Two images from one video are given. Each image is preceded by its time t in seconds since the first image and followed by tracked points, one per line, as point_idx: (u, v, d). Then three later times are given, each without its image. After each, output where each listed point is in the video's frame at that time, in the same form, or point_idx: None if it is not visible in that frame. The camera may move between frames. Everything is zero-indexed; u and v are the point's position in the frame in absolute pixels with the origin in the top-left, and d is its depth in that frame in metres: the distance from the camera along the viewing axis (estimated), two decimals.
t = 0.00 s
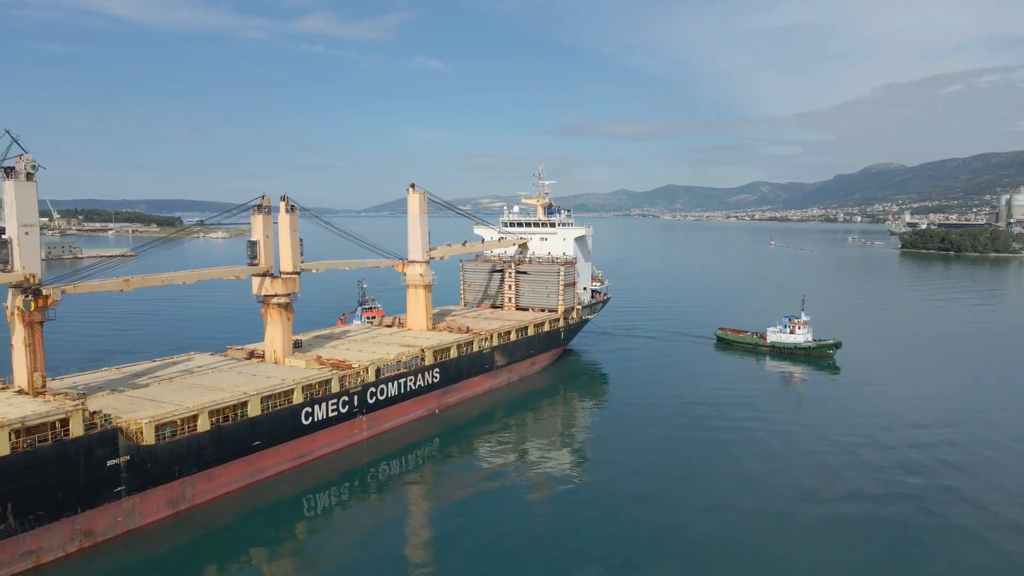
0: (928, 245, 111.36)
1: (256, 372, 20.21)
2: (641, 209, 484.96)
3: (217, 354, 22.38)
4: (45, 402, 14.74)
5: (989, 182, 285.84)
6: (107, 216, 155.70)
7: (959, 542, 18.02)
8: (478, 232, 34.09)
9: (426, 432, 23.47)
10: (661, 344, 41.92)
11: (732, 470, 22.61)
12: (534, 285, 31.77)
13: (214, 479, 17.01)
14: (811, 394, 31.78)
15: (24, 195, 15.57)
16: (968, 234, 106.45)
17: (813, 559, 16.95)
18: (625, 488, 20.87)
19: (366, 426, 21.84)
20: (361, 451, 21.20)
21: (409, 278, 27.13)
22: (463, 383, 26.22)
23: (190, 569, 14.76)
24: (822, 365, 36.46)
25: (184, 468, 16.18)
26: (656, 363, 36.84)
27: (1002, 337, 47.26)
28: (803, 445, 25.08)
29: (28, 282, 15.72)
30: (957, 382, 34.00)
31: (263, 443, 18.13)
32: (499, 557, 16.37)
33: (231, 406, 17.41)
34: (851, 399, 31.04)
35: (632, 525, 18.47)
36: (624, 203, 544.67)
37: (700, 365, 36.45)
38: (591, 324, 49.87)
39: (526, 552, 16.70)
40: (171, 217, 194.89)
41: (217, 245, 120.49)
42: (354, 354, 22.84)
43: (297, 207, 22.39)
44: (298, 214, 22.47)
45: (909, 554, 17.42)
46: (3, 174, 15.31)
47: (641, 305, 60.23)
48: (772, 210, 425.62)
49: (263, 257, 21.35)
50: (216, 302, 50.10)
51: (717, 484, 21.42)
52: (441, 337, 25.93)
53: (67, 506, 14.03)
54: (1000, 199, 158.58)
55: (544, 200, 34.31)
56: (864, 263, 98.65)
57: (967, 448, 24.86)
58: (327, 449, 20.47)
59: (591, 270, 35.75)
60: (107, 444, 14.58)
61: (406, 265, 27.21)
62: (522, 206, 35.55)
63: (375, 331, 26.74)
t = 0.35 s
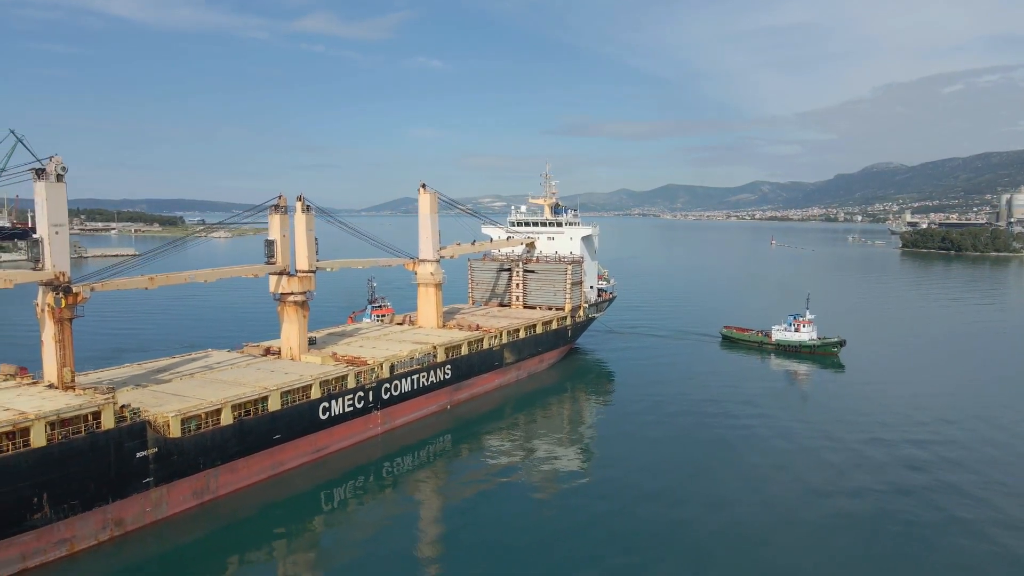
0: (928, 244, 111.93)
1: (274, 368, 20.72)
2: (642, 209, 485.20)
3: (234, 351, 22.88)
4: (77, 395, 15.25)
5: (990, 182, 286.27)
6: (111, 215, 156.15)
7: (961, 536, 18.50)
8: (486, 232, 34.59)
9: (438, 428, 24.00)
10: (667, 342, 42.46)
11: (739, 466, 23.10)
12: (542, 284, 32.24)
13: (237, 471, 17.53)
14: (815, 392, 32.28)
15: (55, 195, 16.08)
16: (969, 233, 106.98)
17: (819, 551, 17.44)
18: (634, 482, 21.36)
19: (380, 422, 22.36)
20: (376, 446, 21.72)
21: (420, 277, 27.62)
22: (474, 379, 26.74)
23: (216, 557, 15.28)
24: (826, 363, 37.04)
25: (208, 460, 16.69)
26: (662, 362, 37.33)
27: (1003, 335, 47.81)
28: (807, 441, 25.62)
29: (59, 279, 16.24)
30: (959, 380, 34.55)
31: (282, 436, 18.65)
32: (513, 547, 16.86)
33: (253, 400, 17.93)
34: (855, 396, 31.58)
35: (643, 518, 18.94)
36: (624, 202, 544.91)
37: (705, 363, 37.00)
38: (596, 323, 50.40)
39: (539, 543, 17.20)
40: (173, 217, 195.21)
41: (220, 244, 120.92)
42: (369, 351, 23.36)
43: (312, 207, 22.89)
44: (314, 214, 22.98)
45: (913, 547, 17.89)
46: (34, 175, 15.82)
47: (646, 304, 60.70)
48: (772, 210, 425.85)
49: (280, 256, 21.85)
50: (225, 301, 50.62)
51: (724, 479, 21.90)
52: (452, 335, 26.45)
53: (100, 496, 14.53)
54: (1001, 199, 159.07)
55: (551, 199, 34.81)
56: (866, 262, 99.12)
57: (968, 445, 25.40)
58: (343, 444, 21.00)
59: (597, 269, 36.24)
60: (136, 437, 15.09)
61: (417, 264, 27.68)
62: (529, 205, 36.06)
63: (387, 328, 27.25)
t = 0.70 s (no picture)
0: (928, 243, 112.33)
1: (291, 364, 21.21)
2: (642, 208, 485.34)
3: (251, 348, 23.35)
4: (106, 390, 15.73)
5: (990, 181, 286.66)
6: (113, 215, 156.57)
7: (964, 529, 19.00)
8: (494, 231, 35.10)
9: (450, 423, 24.50)
10: (672, 341, 42.99)
11: (746, 461, 23.56)
12: (549, 283, 32.71)
13: (258, 464, 18.03)
14: (820, 391, 32.74)
15: (83, 196, 16.53)
16: (969, 232, 107.51)
17: (825, 543, 17.90)
18: (644, 477, 21.86)
19: (394, 417, 22.88)
20: (390, 440, 22.24)
21: (431, 276, 28.10)
22: (484, 376, 27.25)
23: (239, 547, 15.77)
24: (831, 360, 37.61)
25: (232, 453, 17.19)
26: (668, 360, 37.79)
27: (1005, 334, 48.43)
28: (813, 438, 26.18)
29: (87, 277, 16.70)
30: (962, 378, 35.13)
31: (301, 430, 19.15)
32: (525, 538, 17.33)
33: (273, 395, 18.42)
34: (859, 394, 32.16)
35: (653, 511, 19.40)
36: (624, 202, 545.16)
37: (711, 362, 37.56)
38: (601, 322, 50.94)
39: (550, 534, 17.67)
40: (175, 217, 195.58)
41: (222, 244, 121.36)
42: (382, 347, 23.87)
43: (327, 207, 23.35)
44: (329, 214, 23.47)
45: (918, 540, 18.34)
46: (63, 177, 16.28)
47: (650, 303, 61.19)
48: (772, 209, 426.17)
49: (296, 255, 22.31)
50: (233, 298, 51.10)
51: (732, 475, 22.35)
52: (463, 332, 26.96)
53: (130, 487, 15.01)
54: (1001, 198, 159.44)
55: (558, 199, 35.32)
56: (866, 262, 99.62)
57: (972, 441, 25.97)
58: (359, 438, 21.52)
59: (603, 268, 36.72)
60: (164, 429, 15.58)
61: (427, 263, 28.16)
62: (536, 205, 36.58)
63: (398, 326, 27.76)
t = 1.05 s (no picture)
0: (929, 243, 112.66)
1: (309, 361, 21.69)
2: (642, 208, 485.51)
3: (267, 345, 23.84)
4: (134, 385, 16.23)
5: (990, 180, 287.06)
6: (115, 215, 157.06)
7: (968, 523, 19.54)
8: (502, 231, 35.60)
9: (462, 419, 25.00)
10: (678, 339, 43.53)
11: (752, 457, 24.03)
12: (557, 282, 33.18)
13: (279, 458, 18.53)
14: (825, 389, 33.22)
15: (110, 197, 17.01)
16: (970, 232, 108.03)
17: (830, 536, 18.38)
18: (654, 472, 22.37)
19: (408, 413, 23.36)
20: (405, 435, 22.73)
21: (442, 275, 28.56)
22: (495, 373, 27.74)
23: (261, 537, 16.24)
24: (836, 358, 38.17)
25: (254, 447, 17.70)
26: (674, 358, 38.30)
27: (1007, 332, 48.99)
28: (820, 435, 26.71)
29: (114, 276, 17.19)
30: (966, 377, 35.67)
31: (320, 425, 19.65)
32: (536, 530, 17.76)
33: (293, 390, 18.92)
34: (864, 392, 32.70)
35: (662, 505, 19.89)
36: (625, 201, 545.43)
37: (717, 360, 38.10)
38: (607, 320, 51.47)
39: (560, 526, 18.11)
40: (176, 216, 195.74)
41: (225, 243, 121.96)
42: (396, 345, 24.36)
43: (342, 207, 23.83)
44: (344, 214, 23.97)
45: (921, 533, 18.81)
46: (92, 178, 16.78)
47: (654, 302, 61.74)
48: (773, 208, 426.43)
49: (312, 254, 22.77)
50: (241, 297, 51.60)
51: (739, 471, 22.82)
52: (474, 330, 27.45)
53: (158, 478, 15.51)
54: (1001, 198, 159.84)
55: (565, 199, 35.80)
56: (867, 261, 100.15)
57: (975, 438, 26.52)
58: (375, 433, 22.02)
59: (610, 267, 37.17)
60: (191, 423, 16.08)
61: (438, 262, 28.64)
62: (543, 205, 37.07)
63: (410, 323, 28.24)
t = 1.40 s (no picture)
0: (930, 242, 112.92)
1: (325, 357, 22.16)
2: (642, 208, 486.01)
3: (283, 342, 24.29)
4: (161, 380, 16.73)
5: (991, 180, 287.41)
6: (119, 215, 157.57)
7: (973, 515, 20.05)
8: (510, 230, 36.10)
9: (473, 415, 25.50)
10: (684, 338, 44.04)
11: (759, 453, 24.45)
12: (564, 280, 33.63)
13: (299, 452, 19.03)
14: (829, 387, 33.68)
15: (137, 198, 17.50)
16: (971, 231, 108.52)
17: (836, 529, 18.79)
18: (665, 466, 22.88)
19: (422, 409, 23.84)
20: (419, 431, 23.22)
21: (452, 273, 29.01)
22: (505, 370, 28.25)
23: (283, 528, 16.72)
24: (842, 356, 38.74)
25: (276, 441, 18.20)
26: (680, 356, 38.83)
27: (1009, 331, 49.57)
28: (826, 431, 27.25)
29: (139, 274, 17.68)
30: (969, 375, 36.20)
31: (338, 420, 20.12)
32: (547, 522, 18.22)
33: (313, 386, 19.40)
34: (870, 390, 33.24)
35: (673, 497, 20.38)
36: (625, 201, 545.77)
37: (723, 358, 38.61)
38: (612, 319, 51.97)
39: (571, 519, 18.57)
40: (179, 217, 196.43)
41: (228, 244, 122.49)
42: (409, 342, 24.85)
43: (356, 207, 24.31)
44: (358, 214, 24.45)
45: (925, 525, 19.26)
46: (119, 179, 17.26)
47: (658, 302, 62.25)
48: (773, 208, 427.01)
49: (328, 253, 23.25)
50: (249, 296, 52.06)
51: (747, 465, 23.31)
52: (485, 328, 27.93)
53: (185, 470, 16.00)
54: (1002, 198, 160.03)
55: (572, 199, 36.28)
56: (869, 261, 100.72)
57: (980, 434, 27.05)
58: (390, 429, 22.52)
59: (616, 266, 37.62)
60: (216, 417, 16.60)
61: (448, 261, 29.09)
62: (551, 204, 37.57)
63: (420, 321, 28.70)
